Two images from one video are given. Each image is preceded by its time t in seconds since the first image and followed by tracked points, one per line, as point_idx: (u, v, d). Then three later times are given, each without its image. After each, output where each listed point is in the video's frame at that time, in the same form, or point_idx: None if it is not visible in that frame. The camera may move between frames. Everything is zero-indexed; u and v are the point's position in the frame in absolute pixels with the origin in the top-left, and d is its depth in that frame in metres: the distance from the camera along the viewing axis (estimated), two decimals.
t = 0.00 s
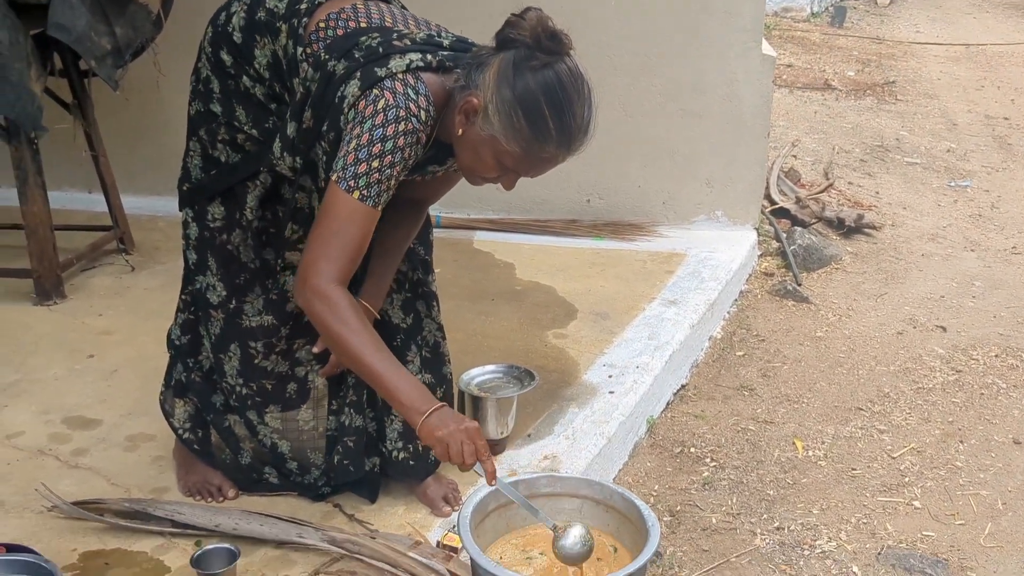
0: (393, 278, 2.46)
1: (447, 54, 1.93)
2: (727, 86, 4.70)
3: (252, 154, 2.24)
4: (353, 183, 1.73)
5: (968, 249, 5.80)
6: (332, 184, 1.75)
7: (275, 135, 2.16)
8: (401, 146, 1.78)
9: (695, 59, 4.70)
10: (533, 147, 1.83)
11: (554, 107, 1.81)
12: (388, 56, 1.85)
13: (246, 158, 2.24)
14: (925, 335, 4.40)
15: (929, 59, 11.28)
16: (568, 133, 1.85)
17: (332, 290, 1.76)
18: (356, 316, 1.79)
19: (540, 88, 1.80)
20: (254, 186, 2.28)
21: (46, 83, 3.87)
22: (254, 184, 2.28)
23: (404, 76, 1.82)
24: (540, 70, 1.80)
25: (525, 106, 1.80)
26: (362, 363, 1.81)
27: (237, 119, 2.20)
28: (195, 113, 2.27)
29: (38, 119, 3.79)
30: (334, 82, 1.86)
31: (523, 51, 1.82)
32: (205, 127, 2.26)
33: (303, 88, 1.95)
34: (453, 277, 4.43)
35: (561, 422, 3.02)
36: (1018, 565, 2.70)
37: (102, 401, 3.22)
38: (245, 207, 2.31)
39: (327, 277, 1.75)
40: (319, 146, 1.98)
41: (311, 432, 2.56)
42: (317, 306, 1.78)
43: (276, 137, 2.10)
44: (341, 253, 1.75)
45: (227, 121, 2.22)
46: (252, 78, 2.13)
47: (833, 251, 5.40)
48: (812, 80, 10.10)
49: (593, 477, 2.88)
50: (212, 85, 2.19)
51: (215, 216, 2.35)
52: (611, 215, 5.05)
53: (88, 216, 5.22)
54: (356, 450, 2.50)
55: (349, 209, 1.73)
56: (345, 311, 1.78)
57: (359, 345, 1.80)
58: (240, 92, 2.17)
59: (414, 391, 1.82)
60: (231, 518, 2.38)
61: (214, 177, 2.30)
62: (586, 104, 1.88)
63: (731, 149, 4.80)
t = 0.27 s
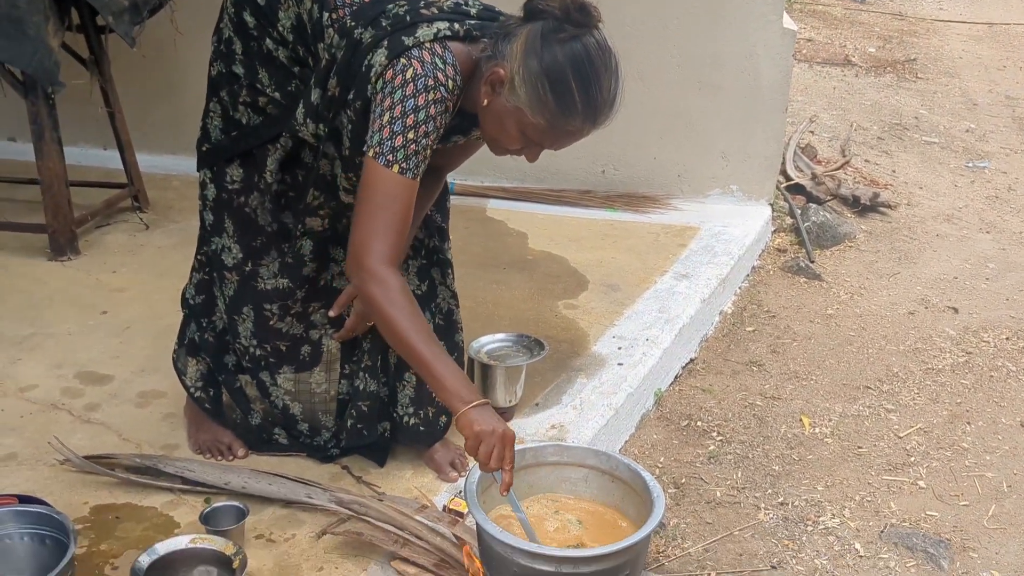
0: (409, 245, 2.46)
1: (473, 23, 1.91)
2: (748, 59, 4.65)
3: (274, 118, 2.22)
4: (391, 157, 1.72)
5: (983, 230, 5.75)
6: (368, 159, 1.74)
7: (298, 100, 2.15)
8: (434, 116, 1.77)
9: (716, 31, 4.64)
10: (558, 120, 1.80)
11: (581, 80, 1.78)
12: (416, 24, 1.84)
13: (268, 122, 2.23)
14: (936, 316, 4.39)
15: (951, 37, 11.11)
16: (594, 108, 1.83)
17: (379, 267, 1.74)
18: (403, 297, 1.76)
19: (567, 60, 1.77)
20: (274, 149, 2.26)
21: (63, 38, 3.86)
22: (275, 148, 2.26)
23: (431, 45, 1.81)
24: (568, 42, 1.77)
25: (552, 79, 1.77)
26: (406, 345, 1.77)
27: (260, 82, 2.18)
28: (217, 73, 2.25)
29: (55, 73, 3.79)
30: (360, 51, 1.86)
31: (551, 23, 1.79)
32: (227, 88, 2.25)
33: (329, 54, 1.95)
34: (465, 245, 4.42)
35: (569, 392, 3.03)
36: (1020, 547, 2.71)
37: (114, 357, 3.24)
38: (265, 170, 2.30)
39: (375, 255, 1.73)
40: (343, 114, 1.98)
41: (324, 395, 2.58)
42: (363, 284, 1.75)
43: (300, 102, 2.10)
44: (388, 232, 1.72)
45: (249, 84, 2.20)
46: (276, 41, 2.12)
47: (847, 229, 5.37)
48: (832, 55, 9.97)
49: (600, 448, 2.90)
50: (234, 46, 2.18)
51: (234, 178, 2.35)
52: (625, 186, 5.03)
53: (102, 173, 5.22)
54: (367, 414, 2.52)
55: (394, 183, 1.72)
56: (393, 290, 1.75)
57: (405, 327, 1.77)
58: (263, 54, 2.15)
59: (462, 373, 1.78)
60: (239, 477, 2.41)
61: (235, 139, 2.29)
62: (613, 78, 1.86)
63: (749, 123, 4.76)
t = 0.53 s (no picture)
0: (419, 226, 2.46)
1: (491, 6, 1.88)
2: (761, 45, 4.61)
3: (287, 98, 2.22)
4: (406, 142, 1.71)
5: (993, 221, 5.71)
6: (383, 142, 1.73)
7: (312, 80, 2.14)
8: (449, 99, 1.76)
9: (730, 16, 4.60)
10: (574, 105, 1.80)
11: (599, 67, 1.77)
12: (433, 6, 1.82)
13: (281, 101, 2.22)
14: (944, 307, 4.37)
15: (966, 25, 11.00)
16: (610, 94, 1.82)
17: (398, 250, 1.73)
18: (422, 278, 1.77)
19: (584, 46, 1.75)
20: (287, 129, 2.26)
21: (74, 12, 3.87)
22: (288, 127, 2.26)
23: (449, 28, 1.79)
24: (585, 28, 1.75)
25: (569, 65, 1.75)
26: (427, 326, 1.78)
27: (274, 60, 2.18)
28: (230, 52, 2.25)
29: (66, 47, 3.82)
30: (377, 32, 1.84)
31: (569, 8, 1.76)
32: (240, 66, 2.24)
33: (345, 35, 1.94)
34: (472, 226, 4.42)
35: (574, 376, 3.03)
36: (1022, 539, 2.72)
37: (122, 332, 3.26)
38: (279, 149, 2.29)
39: (393, 238, 1.73)
40: (359, 95, 1.97)
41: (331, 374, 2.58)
42: (382, 267, 1.75)
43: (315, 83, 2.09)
44: (403, 212, 1.72)
45: (263, 63, 2.19)
46: (290, 19, 2.10)
47: (857, 218, 5.34)
48: (846, 42, 9.88)
49: (604, 432, 2.90)
50: (248, 24, 2.18)
51: (245, 157, 2.34)
52: (634, 170, 5.01)
53: (112, 148, 5.23)
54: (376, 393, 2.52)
55: (409, 166, 1.71)
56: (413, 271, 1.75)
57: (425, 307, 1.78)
58: (278, 33, 2.14)
59: (480, 351, 1.79)
60: (245, 454, 2.43)
61: (247, 118, 2.29)
62: (629, 64, 1.85)
63: (761, 110, 4.72)
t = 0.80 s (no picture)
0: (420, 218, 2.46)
1: None
2: (766, 41, 4.59)
3: (288, 88, 2.22)
4: (402, 131, 1.71)
5: (997, 221, 5.70)
6: (379, 131, 1.73)
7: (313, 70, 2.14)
8: (447, 90, 1.75)
9: (736, 12, 4.58)
10: (573, 97, 1.79)
11: (598, 59, 1.76)
12: None
13: (282, 91, 2.22)
14: (946, 305, 4.37)
15: (974, 23, 10.96)
16: (609, 86, 1.81)
17: (388, 241, 1.75)
18: (412, 269, 1.78)
19: (584, 38, 1.74)
20: (288, 119, 2.26)
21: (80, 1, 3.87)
22: (289, 117, 2.25)
23: (448, 19, 1.78)
24: (586, 20, 1.74)
25: (569, 56, 1.74)
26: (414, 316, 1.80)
27: (274, 50, 2.18)
28: (232, 42, 2.25)
29: (72, 37, 3.82)
30: (378, 22, 1.85)
31: None
32: (242, 56, 2.24)
33: (345, 26, 1.95)
34: (475, 219, 4.42)
35: (575, 370, 3.04)
36: (1020, 539, 2.72)
37: (125, 321, 3.26)
38: (279, 140, 2.29)
39: (384, 230, 1.74)
40: (359, 85, 1.97)
41: (331, 365, 2.59)
42: (372, 256, 1.77)
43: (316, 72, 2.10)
44: (393, 202, 1.73)
45: (264, 53, 2.19)
46: (292, 9, 2.10)
47: (860, 215, 5.33)
48: (852, 39, 9.85)
49: (604, 426, 2.91)
50: (249, 14, 2.17)
51: (247, 147, 2.35)
52: (638, 165, 5.00)
53: (116, 137, 5.23)
54: (376, 384, 2.53)
55: (402, 157, 1.71)
56: (403, 262, 1.77)
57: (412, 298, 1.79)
58: (279, 23, 2.14)
59: (467, 341, 1.83)
60: (245, 444, 2.44)
61: (249, 108, 2.29)
62: (629, 56, 1.84)
63: (766, 105, 4.71)
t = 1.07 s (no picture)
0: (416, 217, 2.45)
1: None
2: (768, 42, 4.59)
3: (281, 83, 2.22)
4: (381, 122, 1.73)
5: (1000, 225, 5.69)
6: (360, 120, 1.75)
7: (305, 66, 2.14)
8: (430, 86, 1.76)
9: (737, 14, 4.58)
10: (561, 94, 1.79)
11: (586, 55, 1.76)
12: None
13: (275, 87, 2.22)
14: (947, 309, 4.36)
15: (978, 27, 10.94)
16: (598, 83, 1.81)
17: (355, 229, 1.79)
18: (377, 257, 1.82)
19: (572, 34, 1.74)
20: (282, 115, 2.25)
21: None
22: (283, 113, 2.25)
23: (437, 14, 1.78)
24: (574, 16, 1.74)
25: (556, 52, 1.75)
26: (378, 302, 1.85)
27: (268, 46, 2.18)
28: (227, 38, 2.24)
29: (74, 33, 3.82)
30: (368, 16, 1.84)
31: None
32: (236, 53, 2.24)
33: (336, 20, 1.94)
34: (476, 220, 4.41)
35: (574, 371, 3.03)
36: (1018, 545, 2.71)
37: (124, 318, 3.26)
38: (274, 135, 2.29)
39: (352, 218, 1.78)
40: (349, 80, 1.96)
41: (328, 364, 2.59)
42: (339, 242, 1.81)
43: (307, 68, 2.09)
44: (364, 192, 1.76)
45: (258, 49, 2.20)
46: (286, 5, 2.11)
47: (862, 219, 5.33)
48: (856, 42, 9.84)
49: (602, 427, 2.90)
50: (245, 10, 2.17)
51: (243, 143, 2.34)
52: (640, 167, 5.00)
53: (119, 134, 5.23)
54: (370, 382, 2.52)
55: (377, 150, 1.74)
56: (368, 250, 1.81)
57: (377, 286, 1.84)
58: (273, 19, 2.14)
59: (430, 330, 1.87)
60: (242, 443, 2.43)
61: (243, 104, 2.29)
62: (618, 53, 1.84)
63: (767, 107, 4.70)
